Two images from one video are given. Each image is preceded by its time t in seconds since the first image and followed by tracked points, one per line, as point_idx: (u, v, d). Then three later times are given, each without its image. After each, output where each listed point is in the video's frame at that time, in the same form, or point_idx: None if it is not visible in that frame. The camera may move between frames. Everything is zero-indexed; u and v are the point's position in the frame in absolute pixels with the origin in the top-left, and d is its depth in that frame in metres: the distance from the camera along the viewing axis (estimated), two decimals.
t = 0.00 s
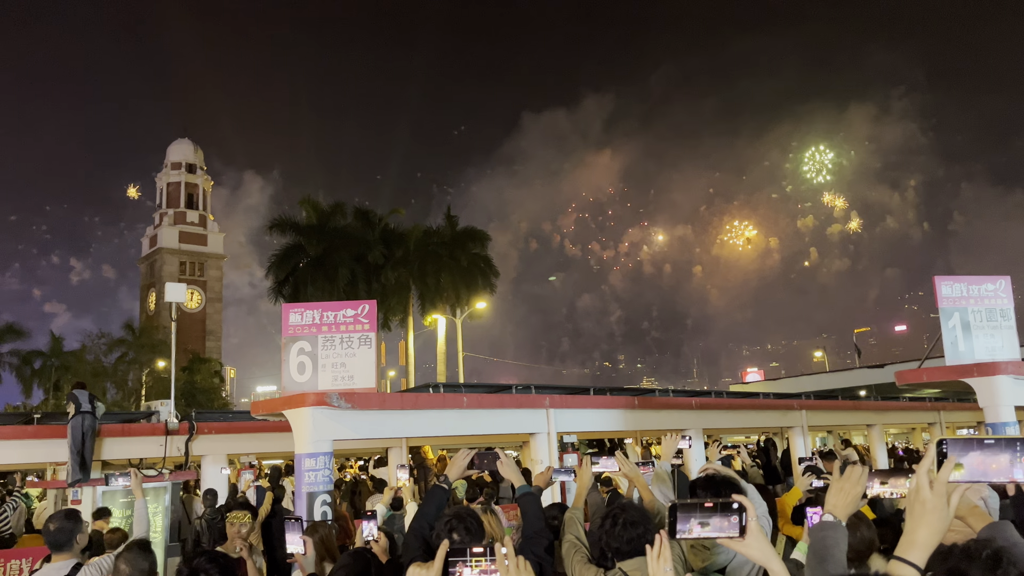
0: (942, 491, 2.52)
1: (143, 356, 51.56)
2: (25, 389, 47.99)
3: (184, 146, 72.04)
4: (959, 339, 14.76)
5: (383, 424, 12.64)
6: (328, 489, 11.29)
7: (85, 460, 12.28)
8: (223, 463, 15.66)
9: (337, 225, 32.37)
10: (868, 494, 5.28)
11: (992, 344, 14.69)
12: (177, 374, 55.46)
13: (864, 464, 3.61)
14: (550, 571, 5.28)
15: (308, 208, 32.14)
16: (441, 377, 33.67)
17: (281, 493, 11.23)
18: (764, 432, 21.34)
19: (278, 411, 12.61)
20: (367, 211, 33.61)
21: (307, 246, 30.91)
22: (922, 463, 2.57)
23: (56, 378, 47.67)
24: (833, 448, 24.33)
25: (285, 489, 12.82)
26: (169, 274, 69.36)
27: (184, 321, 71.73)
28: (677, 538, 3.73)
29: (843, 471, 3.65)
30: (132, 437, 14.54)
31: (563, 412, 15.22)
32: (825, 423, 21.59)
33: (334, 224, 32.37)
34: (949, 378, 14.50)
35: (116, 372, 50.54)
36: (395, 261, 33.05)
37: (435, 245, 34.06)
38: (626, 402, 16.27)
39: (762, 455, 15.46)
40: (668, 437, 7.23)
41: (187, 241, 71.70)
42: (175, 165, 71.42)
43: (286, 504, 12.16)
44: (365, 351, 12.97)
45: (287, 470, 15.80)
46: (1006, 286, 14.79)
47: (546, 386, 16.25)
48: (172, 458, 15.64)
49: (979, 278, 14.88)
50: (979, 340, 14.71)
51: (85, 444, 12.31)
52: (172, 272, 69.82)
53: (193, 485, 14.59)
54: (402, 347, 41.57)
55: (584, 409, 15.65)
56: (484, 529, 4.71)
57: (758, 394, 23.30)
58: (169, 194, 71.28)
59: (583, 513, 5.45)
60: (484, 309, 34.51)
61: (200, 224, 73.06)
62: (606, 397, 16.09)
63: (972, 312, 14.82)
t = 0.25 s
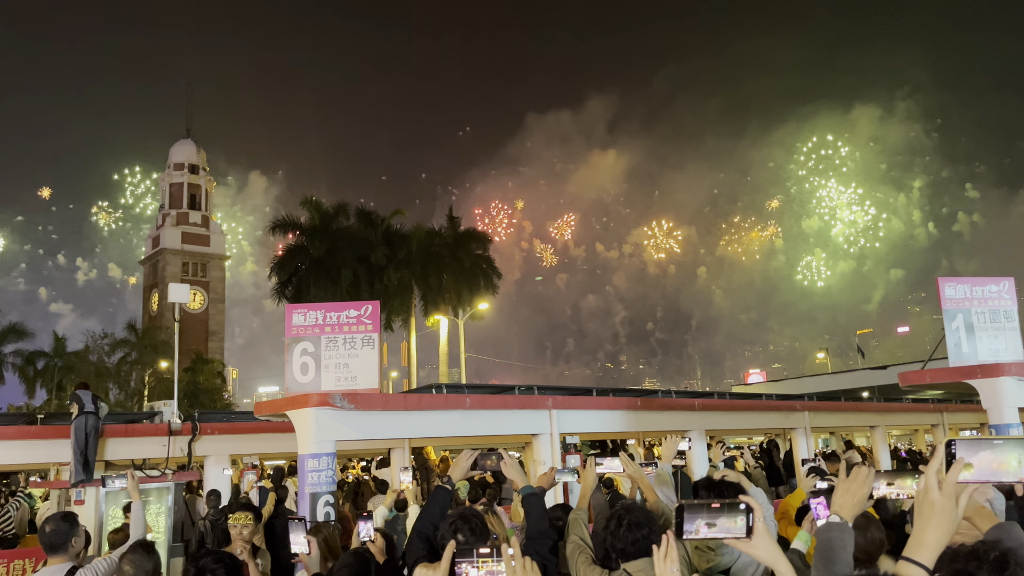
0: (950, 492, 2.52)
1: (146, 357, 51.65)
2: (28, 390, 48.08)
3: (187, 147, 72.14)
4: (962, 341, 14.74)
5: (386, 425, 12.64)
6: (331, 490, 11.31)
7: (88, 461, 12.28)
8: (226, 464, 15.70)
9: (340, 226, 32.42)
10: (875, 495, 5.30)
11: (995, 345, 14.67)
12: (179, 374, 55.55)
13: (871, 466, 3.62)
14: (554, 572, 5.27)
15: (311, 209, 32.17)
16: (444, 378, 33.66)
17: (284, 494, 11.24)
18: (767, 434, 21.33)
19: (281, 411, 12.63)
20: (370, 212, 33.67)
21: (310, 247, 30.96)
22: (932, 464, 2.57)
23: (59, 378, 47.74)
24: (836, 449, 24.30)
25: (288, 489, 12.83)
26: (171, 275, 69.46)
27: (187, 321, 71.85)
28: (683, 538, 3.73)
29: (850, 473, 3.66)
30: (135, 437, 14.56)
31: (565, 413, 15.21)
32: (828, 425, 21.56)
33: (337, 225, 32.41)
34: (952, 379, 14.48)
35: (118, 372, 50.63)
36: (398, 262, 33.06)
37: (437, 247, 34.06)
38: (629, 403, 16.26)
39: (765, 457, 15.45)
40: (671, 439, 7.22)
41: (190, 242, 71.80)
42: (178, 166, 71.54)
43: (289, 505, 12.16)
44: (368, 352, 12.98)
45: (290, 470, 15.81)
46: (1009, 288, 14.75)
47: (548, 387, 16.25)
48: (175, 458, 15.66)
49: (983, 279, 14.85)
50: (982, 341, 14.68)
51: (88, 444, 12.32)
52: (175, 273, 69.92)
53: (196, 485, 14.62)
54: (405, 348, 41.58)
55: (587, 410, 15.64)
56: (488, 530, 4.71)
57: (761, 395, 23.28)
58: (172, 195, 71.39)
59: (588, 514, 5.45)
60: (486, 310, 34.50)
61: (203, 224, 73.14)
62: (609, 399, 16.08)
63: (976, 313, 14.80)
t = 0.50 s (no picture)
0: (957, 494, 2.51)
1: (148, 358, 51.76)
2: (31, 391, 48.11)
3: (190, 149, 72.22)
4: (966, 343, 14.71)
5: (389, 427, 12.64)
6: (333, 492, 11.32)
7: (92, 462, 12.28)
8: (229, 465, 15.74)
9: (342, 228, 32.47)
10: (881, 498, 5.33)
11: (999, 347, 14.66)
12: (182, 375, 55.59)
13: (875, 467, 3.59)
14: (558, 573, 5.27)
15: (314, 210, 32.20)
16: (446, 379, 33.65)
17: (287, 495, 11.24)
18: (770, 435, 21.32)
19: (284, 412, 12.65)
20: (372, 214, 33.70)
21: (313, 249, 31.01)
22: (938, 466, 2.56)
23: (62, 379, 47.78)
24: (839, 451, 24.27)
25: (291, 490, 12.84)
26: (174, 276, 69.56)
27: (189, 322, 71.94)
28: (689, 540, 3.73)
29: (854, 475, 3.62)
30: (138, 438, 14.56)
31: (568, 415, 15.21)
32: (831, 427, 21.52)
33: (339, 227, 32.45)
34: (956, 381, 14.46)
35: (121, 373, 50.71)
36: (400, 264, 33.08)
37: (439, 249, 34.07)
38: (632, 404, 16.25)
39: (767, 458, 15.44)
40: (673, 440, 7.22)
41: (193, 243, 71.88)
42: (181, 167, 71.65)
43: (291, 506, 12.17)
44: (371, 354, 12.99)
45: (293, 471, 15.82)
46: (1013, 290, 14.73)
47: (551, 388, 16.25)
48: (178, 459, 15.67)
49: (987, 281, 14.82)
50: (985, 343, 14.68)
51: (92, 445, 12.34)
52: (178, 274, 70.02)
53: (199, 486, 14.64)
54: (407, 349, 41.58)
55: (589, 412, 15.63)
56: (492, 531, 4.71)
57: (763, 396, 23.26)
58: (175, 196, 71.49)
59: (591, 515, 5.44)
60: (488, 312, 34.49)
61: (205, 226, 73.21)
62: (612, 400, 16.07)
63: (979, 315, 14.79)
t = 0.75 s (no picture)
0: (963, 497, 2.50)
1: (151, 359, 51.87)
2: (34, 392, 48.19)
3: (193, 151, 72.30)
4: (970, 345, 14.65)
5: (391, 428, 12.63)
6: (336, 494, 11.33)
7: (94, 463, 12.29)
8: (231, 466, 15.74)
9: (345, 229, 32.48)
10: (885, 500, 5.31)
11: (1003, 350, 14.60)
12: (185, 376, 55.65)
13: (880, 471, 3.58)
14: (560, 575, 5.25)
15: (316, 212, 32.22)
16: (449, 381, 33.64)
17: (289, 496, 11.24)
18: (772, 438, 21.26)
19: (286, 414, 12.65)
20: (375, 215, 33.69)
21: (315, 251, 31.04)
22: (944, 468, 2.55)
23: (65, 381, 47.88)
24: (842, 454, 24.21)
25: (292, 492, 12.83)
26: (177, 278, 69.69)
27: (192, 324, 72.05)
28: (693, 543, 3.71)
29: (858, 478, 3.63)
30: (141, 440, 14.57)
31: (570, 417, 15.19)
32: (834, 429, 21.47)
33: (342, 228, 32.46)
34: (959, 384, 14.41)
35: (124, 375, 50.82)
36: (403, 265, 33.08)
37: (442, 250, 34.05)
38: (634, 406, 16.23)
39: (770, 460, 15.41)
40: (677, 442, 7.19)
41: (196, 245, 71.97)
42: (184, 169, 71.75)
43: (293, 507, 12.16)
44: (373, 355, 13.00)
45: (295, 473, 15.83)
46: (1017, 292, 14.69)
47: (553, 390, 16.24)
48: (180, 461, 15.68)
49: (990, 283, 14.79)
50: (989, 346, 14.62)
51: (94, 446, 12.35)
52: (180, 276, 70.13)
53: (202, 488, 14.66)
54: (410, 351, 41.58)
55: (591, 414, 15.61)
56: (495, 533, 4.69)
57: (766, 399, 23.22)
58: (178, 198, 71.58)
59: (594, 518, 5.43)
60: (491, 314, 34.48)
61: (208, 227, 73.30)
62: (614, 402, 16.04)
63: (983, 318, 14.74)
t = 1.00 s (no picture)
0: (964, 499, 2.49)
1: (153, 361, 51.95)
2: (36, 394, 48.23)
3: (195, 153, 72.40)
4: (971, 348, 14.64)
5: (392, 430, 12.63)
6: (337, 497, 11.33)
7: (95, 465, 12.29)
8: (232, 468, 15.75)
9: (347, 231, 32.52)
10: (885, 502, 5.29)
11: (1005, 352, 14.56)
12: (186, 378, 55.68)
13: (881, 472, 3.54)
14: None
15: (318, 214, 32.26)
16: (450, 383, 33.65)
17: (290, 498, 11.24)
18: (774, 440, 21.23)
19: (288, 416, 12.65)
20: (377, 217, 33.69)
21: (318, 252, 31.10)
22: (945, 470, 2.55)
23: (67, 383, 47.93)
24: (844, 457, 24.15)
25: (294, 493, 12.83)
26: (179, 280, 69.80)
27: (194, 326, 72.12)
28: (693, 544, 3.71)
29: (858, 479, 3.59)
30: (142, 441, 14.57)
31: (571, 419, 15.18)
32: (836, 432, 21.43)
33: (344, 230, 32.50)
34: (961, 387, 14.37)
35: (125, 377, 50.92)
36: (405, 267, 33.12)
37: (444, 253, 34.05)
38: (635, 409, 16.22)
39: (771, 463, 15.39)
40: (678, 444, 7.19)
41: (198, 247, 72.08)
42: (187, 171, 71.86)
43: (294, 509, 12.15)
44: (375, 357, 13.00)
45: (297, 475, 15.83)
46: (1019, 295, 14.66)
47: (554, 392, 16.23)
48: (181, 462, 15.70)
49: (992, 286, 14.77)
50: (992, 348, 14.58)
51: (96, 448, 12.35)
52: (183, 277, 70.24)
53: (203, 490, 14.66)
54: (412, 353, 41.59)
55: (593, 416, 15.60)
56: (496, 535, 4.70)
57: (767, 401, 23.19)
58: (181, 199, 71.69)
59: (595, 520, 5.41)
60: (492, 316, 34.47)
61: (211, 229, 73.39)
62: (615, 405, 16.03)
63: (985, 320, 14.72)
